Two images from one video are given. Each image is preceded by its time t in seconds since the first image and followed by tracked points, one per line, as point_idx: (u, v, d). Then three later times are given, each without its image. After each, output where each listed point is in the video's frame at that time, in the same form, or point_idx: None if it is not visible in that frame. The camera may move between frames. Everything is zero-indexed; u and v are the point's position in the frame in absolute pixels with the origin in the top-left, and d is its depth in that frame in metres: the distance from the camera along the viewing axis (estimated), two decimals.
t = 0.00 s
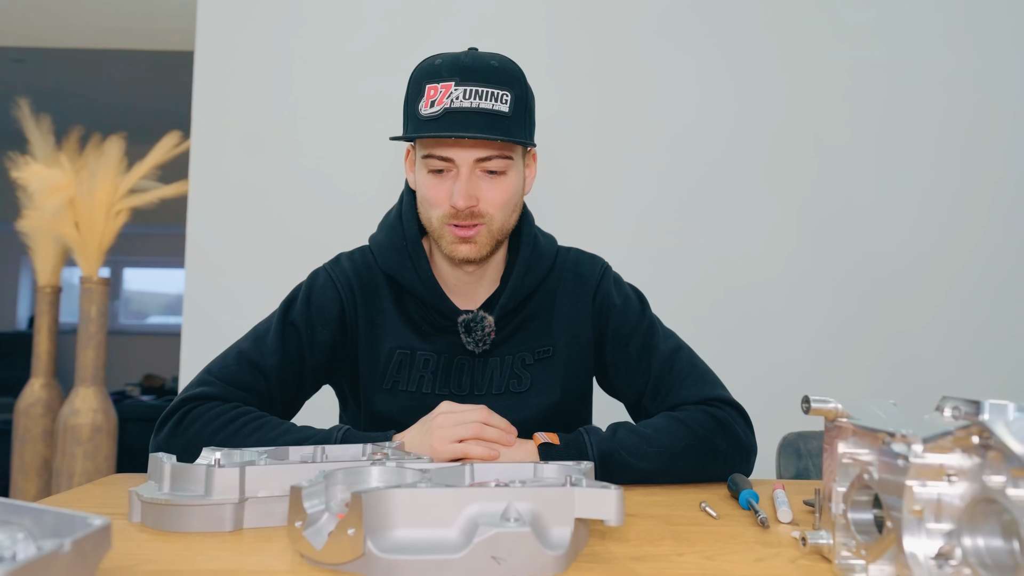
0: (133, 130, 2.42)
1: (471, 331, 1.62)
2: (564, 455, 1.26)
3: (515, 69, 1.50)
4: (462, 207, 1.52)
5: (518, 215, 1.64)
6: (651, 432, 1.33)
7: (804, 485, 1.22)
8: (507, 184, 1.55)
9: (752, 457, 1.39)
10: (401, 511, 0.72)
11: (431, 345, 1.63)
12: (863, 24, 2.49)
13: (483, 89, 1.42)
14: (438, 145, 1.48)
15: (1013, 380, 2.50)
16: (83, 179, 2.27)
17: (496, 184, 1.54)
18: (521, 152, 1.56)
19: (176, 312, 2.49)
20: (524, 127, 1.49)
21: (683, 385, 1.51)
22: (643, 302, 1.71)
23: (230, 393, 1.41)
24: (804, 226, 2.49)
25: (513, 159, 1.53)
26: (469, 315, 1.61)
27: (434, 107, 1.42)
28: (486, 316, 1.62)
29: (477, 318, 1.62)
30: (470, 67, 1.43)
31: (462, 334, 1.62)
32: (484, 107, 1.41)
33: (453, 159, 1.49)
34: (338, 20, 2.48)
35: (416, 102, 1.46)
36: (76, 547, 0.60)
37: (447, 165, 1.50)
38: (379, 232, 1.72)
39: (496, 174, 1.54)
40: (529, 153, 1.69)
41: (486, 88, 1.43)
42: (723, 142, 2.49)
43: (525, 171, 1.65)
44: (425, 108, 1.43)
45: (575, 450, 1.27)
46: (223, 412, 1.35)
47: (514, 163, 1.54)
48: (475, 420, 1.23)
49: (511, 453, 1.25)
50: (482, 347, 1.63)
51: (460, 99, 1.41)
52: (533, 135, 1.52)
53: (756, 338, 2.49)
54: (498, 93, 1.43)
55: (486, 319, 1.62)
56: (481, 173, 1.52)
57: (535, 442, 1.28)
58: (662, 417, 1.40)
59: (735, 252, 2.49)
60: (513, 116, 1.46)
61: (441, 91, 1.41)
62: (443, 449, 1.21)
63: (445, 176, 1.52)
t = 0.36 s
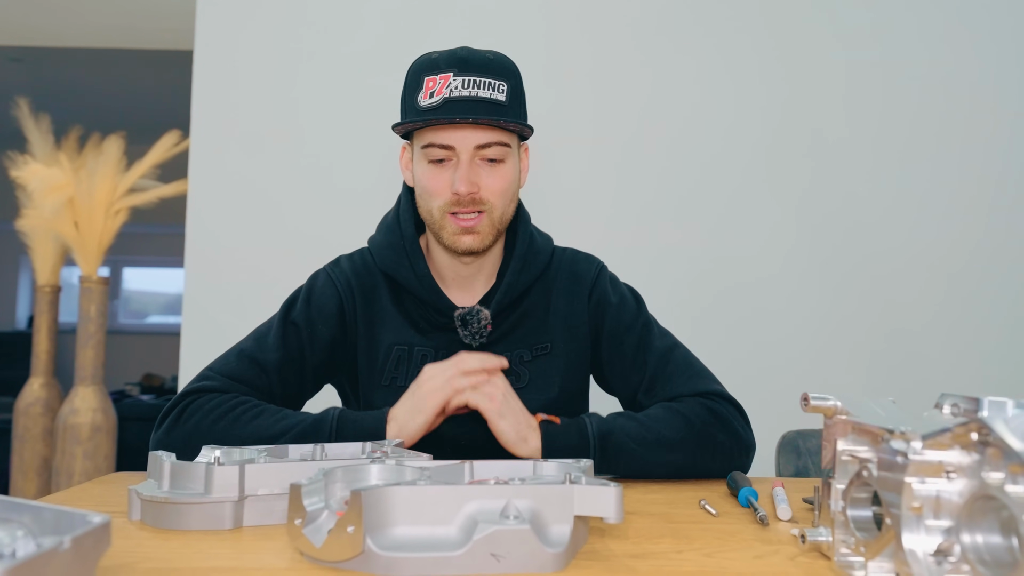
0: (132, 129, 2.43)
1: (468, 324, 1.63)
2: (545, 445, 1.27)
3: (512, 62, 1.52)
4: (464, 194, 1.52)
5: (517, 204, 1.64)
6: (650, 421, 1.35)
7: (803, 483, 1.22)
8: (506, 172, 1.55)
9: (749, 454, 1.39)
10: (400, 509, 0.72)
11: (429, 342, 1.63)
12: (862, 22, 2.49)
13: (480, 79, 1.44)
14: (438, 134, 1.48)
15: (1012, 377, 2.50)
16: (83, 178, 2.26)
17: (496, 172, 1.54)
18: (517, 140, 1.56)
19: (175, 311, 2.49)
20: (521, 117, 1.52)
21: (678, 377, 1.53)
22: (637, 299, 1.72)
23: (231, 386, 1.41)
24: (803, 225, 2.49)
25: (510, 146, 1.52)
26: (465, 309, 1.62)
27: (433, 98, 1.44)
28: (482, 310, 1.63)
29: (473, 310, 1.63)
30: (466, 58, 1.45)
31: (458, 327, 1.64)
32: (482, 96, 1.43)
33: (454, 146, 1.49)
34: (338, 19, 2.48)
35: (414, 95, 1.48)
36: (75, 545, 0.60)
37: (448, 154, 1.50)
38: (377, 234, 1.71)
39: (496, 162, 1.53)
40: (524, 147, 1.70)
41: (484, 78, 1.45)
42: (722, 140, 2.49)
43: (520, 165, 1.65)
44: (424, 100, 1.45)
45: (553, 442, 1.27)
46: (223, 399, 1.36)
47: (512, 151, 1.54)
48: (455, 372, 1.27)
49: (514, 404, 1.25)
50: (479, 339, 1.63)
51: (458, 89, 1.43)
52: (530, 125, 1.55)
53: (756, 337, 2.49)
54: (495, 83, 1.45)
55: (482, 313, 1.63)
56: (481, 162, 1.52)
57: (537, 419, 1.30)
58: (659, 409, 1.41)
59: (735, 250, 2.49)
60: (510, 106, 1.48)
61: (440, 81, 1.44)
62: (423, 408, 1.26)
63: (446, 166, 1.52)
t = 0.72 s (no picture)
0: (132, 129, 2.43)
1: (468, 312, 1.61)
2: (619, 374, 1.35)
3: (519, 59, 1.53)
4: (472, 184, 1.52)
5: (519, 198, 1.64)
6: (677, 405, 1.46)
7: (803, 480, 1.22)
8: (512, 166, 1.55)
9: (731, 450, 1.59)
10: (399, 506, 0.72)
11: (429, 334, 1.64)
12: (862, 21, 2.49)
13: (490, 75, 1.45)
14: (447, 127, 1.49)
15: (1011, 375, 2.50)
16: (82, 177, 2.27)
17: (502, 165, 1.54)
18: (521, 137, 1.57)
19: (175, 311, 2.48)
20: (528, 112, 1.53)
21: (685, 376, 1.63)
22: (641, 309, 1.78)
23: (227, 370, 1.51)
24: (802, 223, 2.49)
25: (516, 142, 1.54)
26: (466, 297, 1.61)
27: (444, 93, 1.44)
28: (483, 299, 1.61)
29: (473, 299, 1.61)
30: (476, 55, 1.46)
31: (459, 316, 1.62)
32: (491, 92, 1.44)
33: (463, 139, 1.49)
34: (338, 18, 2.48)
35: (424, 90, 1.48)
36: (75, 541, 0.60)
37: (456, 147, 1.51)
38: (377, 231, 1.72)
39: (502, 156, 1.53)
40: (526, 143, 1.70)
41: (493, 74, 1.46)
42: (721, 139, 2.49)
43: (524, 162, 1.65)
44: (435, 94, 1.45)
45: (624, 377, 1.36)
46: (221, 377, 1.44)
47: (517, 147, 1.55)
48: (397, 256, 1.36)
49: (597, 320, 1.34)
50: (478, 328, 1.62)
51: (469, 85, 1.44)
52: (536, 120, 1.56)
53: (756, 336, 2.49)
54: (504, 79, 1.46)
55: (483, 300, 1.61)
56: (488, 155, 1.52)
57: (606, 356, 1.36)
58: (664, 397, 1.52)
59: (735, 248, 2.49)
60: (518, 102, 1.49)
61: (450, 77, 1.44)
62: (337, 284, 1.34)
63: (453, 159, 1.52)
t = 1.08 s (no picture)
0: (132, 129, 2.43)
1: (473, 305, 1.63)
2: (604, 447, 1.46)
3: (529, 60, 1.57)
4: (477, 170, 1.52)
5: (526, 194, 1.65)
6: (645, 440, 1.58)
7: (802, 479, 1.22)
8: (518, 156, 1.56)
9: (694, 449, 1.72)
10: (399, 504, 0.72)
11: (431, 332, 1.63)
12: (862, 20, 2.49)
13: (498, 67, 1.49)
14: (455, 114, 1.52)
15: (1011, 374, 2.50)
16: (82, 177, 2.30)
17: (508, 155, 1.55)
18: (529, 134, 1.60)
19: (174, 310, 2.48)
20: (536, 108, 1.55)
21: (666, 383, 1.75)
22: (637, 316, 1.80)
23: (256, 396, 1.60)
24: (802, 222, 2.49)
25: (523, 132, 1.55)
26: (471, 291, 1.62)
27: (452, 83, 1.49)
28: (488, 294, 1.63)
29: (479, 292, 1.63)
30: (485, 50, 1.51)
31: (464, 310, 1.63)
32: (498, 81, 1.48)
33: (469, 126, 1.51)
34: (338, 18, 2.48)
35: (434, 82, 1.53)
36: (74, 540, 0.60)
37: (463, 134, 1.52)
38: (382, 227, 1.71)
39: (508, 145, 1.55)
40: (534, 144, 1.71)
41: (501, 67, 1.49)
42: (721, 138, 2.49)
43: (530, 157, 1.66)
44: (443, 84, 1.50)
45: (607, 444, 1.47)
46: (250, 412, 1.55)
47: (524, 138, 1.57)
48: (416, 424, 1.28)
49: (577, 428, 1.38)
50: (483, 322, 1.64)
51: (476, 75, 1.48)
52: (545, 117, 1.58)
53: (756, 335, 2.49)
54: (511, 72, 1.49)
55: (488, 296, 1.63)
56: (495, 143, 1.54)
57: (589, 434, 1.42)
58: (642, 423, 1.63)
59: (735, 247, 2.49)
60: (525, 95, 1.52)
61: (459, 68, 1.49)
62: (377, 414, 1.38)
63: (460, 146, 1.54)
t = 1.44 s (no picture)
0: (131, 127, 2.43)
1: (470, 306, 1.62)
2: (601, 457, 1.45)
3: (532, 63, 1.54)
4: (488, 179, 1.51)
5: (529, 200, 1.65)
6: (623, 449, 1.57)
7: (802, 479, 1.22)
8: (525, 164, 1.56)
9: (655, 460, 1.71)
10: (400, 505, 0.72)
11: (428, 335, 1.63)
12: (863, 19, 2.48)
13: (506, 74, 1.46)
14: (463, 122, 1.50)
15: (1011, 373, 2.50)
16: (81, 176, 2.27)
17: (517, 163, 1.54)
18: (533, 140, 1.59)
19: (174, 309, 2.48)
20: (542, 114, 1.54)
21: (641, 399, 1.75)
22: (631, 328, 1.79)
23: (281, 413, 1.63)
24: (802, 221, 2.49)
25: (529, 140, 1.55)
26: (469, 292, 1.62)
27: (460, 89, 1.45)
28: (485, 295, 1.63)
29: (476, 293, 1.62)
30: (490, 55, 1.48)
31: (462, 311, 1.62)
32: (507, 90, 1.45)
33: (478, 134, 1.50)
34: (337, 16, 2.47)
35: (439, 86, 1.49)
36: (74, 542, 0.60)
37: (472, 142, 1.52)
38: (376, 232, 1.73)
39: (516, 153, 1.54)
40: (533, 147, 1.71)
41: (508, 74, 1.47)
42: (721, 137, 2.49)
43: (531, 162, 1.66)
44: (450, 90, 1.46)
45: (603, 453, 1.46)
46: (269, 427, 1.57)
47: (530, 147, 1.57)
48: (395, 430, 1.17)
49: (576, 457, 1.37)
50: (479, 323, 1.63)
51: (485, 82, 1.45)
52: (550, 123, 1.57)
53: (756, 334, 2.49)
54: (519, 79, 1.47)
55: (485, 296, 1.62)
56: (504, 152, 1.53)
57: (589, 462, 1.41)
58: (616, 437, 1.61)
59: (735, 246, 2.49)
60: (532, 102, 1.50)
61: (466, 74, 1.45)
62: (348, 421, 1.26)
63: (468, 154, 1.53)
